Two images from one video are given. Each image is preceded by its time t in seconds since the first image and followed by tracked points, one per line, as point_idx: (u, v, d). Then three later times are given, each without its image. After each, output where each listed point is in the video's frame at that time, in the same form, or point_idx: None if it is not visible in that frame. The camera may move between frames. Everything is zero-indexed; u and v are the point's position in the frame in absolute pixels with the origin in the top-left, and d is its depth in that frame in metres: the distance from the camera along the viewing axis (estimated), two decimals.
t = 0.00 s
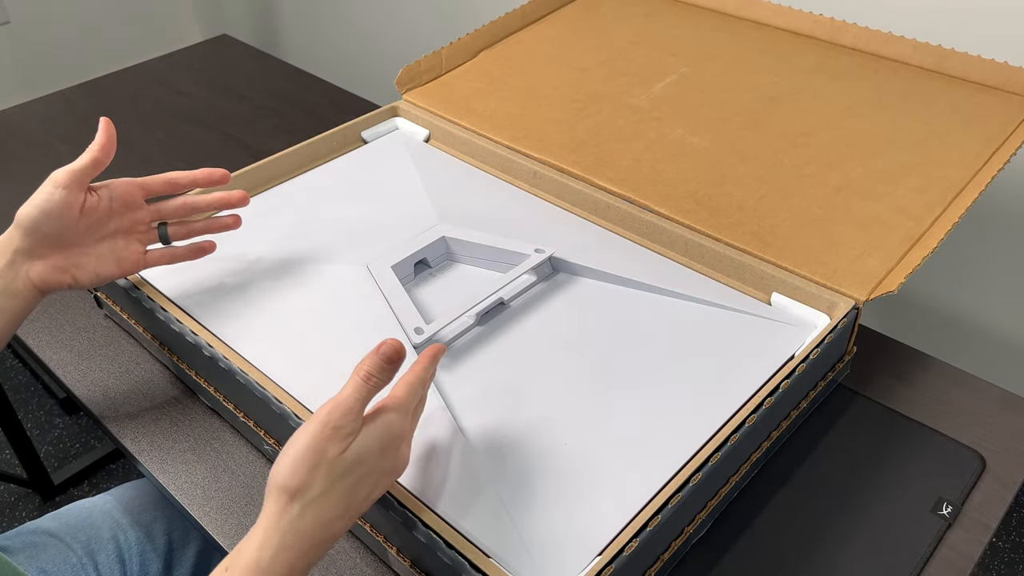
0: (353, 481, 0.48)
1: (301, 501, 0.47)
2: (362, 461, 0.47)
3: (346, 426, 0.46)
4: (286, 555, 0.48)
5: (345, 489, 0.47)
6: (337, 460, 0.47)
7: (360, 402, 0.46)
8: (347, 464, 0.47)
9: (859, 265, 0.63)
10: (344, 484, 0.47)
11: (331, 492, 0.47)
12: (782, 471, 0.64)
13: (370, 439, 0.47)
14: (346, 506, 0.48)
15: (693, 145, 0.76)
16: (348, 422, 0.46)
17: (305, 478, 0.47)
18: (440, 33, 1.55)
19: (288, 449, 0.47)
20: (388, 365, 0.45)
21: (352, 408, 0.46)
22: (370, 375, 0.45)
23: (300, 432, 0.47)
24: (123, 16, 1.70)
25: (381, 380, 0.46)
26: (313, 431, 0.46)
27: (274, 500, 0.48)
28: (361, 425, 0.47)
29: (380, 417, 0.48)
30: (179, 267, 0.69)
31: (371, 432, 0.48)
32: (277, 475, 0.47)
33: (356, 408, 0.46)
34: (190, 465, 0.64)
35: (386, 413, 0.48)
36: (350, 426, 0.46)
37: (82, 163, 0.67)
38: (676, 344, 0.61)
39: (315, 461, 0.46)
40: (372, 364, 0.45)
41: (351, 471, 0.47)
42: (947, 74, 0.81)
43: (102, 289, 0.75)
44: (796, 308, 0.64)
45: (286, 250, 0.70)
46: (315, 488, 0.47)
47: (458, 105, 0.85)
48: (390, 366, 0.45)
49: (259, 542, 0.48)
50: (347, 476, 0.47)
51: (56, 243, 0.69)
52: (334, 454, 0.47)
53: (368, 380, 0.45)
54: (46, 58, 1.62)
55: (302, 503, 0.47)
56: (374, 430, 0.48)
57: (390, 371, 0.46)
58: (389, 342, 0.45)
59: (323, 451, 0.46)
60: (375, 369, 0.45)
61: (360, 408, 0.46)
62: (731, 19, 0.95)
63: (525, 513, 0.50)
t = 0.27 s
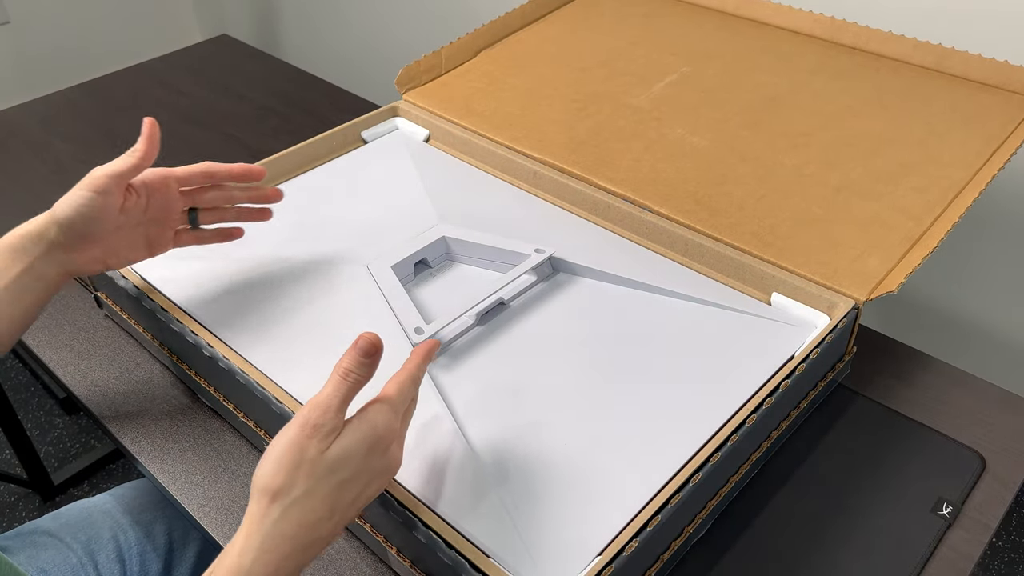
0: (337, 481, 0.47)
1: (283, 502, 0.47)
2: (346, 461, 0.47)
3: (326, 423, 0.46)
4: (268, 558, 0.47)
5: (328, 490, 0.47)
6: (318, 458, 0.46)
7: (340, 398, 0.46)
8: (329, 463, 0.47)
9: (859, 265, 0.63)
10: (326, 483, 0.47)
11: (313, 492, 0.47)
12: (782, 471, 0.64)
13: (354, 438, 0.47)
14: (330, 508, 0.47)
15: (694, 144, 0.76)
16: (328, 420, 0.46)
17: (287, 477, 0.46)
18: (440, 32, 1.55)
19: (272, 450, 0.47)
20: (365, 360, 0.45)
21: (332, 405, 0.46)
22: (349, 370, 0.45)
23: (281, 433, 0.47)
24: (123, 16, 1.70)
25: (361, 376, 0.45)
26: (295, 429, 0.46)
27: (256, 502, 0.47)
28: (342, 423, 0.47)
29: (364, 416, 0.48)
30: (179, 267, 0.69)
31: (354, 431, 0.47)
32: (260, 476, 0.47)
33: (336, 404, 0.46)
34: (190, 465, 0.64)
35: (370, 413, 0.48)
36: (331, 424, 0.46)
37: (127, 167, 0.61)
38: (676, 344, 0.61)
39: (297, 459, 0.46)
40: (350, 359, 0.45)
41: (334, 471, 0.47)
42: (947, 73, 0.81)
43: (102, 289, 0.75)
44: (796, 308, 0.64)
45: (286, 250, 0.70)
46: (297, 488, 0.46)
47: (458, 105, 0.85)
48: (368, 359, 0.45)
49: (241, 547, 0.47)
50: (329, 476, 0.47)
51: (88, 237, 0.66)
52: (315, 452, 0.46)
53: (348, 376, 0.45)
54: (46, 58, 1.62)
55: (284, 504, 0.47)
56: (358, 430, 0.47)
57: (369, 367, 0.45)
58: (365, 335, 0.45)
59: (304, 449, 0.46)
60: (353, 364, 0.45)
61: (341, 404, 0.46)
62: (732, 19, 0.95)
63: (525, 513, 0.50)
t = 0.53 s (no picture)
0: (323, 506, 0.47)
1: (266, 529, 0.46)
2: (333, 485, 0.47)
3: (313, 446, 0.47)
4: None
5: (314, 516, 0.47)
6: (304, 481, 0.47)
7: (326, 419, 0.46)
8: (315, 488, 0.47)
9: (859, 265, 0.63)
10: (312, 508, 0.47)
11: (298, 517, 0.46)
12: (782, 471, 0.64)
13: (342, 462, 0.47)
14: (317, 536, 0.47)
15: (694, 144, 0.76)
16: (314, 443, 0.46)
17: (272, 502, 0.46)
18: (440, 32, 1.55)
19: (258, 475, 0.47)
20: (349, 381, 0.45)
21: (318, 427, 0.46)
22: (335, 391, 0.45)
23: (267, 457, 0.48)
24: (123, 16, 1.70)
25: (347, 398, 0.46)
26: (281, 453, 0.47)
27: (241, 529, 0.47)
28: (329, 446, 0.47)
29: (353, 440, 0.48)
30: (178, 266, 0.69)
31: (342, 454, 0.47)
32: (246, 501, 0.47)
33: (322, 425, 0.46)
34: (190, 465, 0.64)
35: (359, 437, 0.48)
36: (317, 446, 0.47)
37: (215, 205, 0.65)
38: (675, 344, 0.61)
39: (282, 483, 0.46)
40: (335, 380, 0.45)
41: (321, 495, 0.47)
42: (947, 73, 0.81)
43: (102, 289, 0.74)
44: (796, 308, 0.64)
45: (287, 250, 0.70)
46: (282, 514, 0.46)
47: (458, 106, 0.85)
48: (353, 380, 0.45)
49: None
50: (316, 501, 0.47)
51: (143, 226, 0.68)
52: (300, 475, 0.47)
53: (333, 398, 0.45)
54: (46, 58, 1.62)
55: (269, 530, 0.46)
56: (347, 453, 0.47)
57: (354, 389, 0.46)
58: (351, 354, 0.44)
59: (289, 473, 0.46)
60: (338, 385, 0.45)
61: (328, 426, 0.47)
62: (731, 19, 0.95)
63: (524, 513, 0.50)
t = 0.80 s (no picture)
0: (307, 519, 0.47)
1: (249, 542, 0.46)
2: (318, 498, 0.47)
3: (297, 458, 0.46)
4: None
5: (298, 528, 0.47)
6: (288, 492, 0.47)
7: (311, 430, 0.46)
8: (300, 499, 0.47)
9: (859, 265, 0.63)
10: (296, 520, 0.47)
11: (282, 530, 0.46)
12: (782, 471, 0.64)
13: (327, 473, 0.47)
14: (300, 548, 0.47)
15: (694, 144, 0.76)
16: (298, 454, 0.46)
17: (254, 514, 0.46)
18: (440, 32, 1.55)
19: (242, 487, 0.47)
20: (333, 392, 0.45)
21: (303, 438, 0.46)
22: (320, 401, 0.45)
23: (252, 468, 0.48)
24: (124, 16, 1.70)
25: (332, 409, 0.46)
26: (265, 465, 0.47)
27: (223, 542, 0.47)
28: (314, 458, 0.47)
29: (339, 452, 0.48)
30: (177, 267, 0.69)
31: (327, 466, 0.47)
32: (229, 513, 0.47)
33: (307, 436, 0.46)
34: (190, 465, 0.64)
35: (345, 449, 0.48)
36: (302, 458, 0.47)
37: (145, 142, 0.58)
38: (675, 344, 0.61)
39: (266, 495, 0.46)
40: (320, 391, 0.45)
41: (306, 507, 0.47)
42: (947, 73, 0.81)
43: (102, 288, 0.74)
44: (796, 308, 0.64)
45: (287, 249, 0.70)
46: (265, 527, 0.46)
47: (458, 105, 0.85)
48: (338, 389, 0.45)
49: None
50: (300, 513, 0.47)
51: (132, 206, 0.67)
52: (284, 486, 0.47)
53: (319, 409, 0.45)
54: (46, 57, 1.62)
55: (252, 543, 0.46)
56: (332, 465, 0.47)
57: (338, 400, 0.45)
58: (336, 362, 0.44)
59: (272, 485, 0.46)
60: (323, 396, 0.45)
61: (313, 437, 0.47)
62: (731, 18, 0.95)
63: (524, 514, 0.50)
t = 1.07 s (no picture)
0: (300, 532, 0.46)
1: (243, 547, 0.46)
2: (314, 512, 0.46)
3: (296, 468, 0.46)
4: None
5: (293, 541, 0.46)
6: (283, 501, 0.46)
7: (310, 439, 0.46)
8: (294, 510, 0.46)
9: (859, 265, 0.63)
10: (289, 532, 0.46)
11: (275, 539, 0.46)
12: (782, 472, 0.64)
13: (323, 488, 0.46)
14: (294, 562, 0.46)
15: (693, 144, 0.76)
16: (296, 464, 0.46)
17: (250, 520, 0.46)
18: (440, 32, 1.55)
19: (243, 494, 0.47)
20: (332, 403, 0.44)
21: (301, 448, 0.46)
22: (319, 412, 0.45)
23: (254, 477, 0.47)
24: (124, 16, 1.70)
25: (331, 421, 0.45)
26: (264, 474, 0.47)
27: (220, 545, 0.47)
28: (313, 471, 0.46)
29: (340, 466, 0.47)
30: (177, 267, 0.69)
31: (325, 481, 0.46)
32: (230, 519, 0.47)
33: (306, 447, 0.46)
34: (191, 465, 0.64)
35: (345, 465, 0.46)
36: (299, 468, 0.46)
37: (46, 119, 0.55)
38: (675, 343, 0.61)
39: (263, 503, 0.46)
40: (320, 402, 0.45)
41: (301, 520, 0.46)
42: (947, 73, 0.81)
43: (102, 289, 0.74)
44: (796, 308, 0.64)
45: (287, 249, 0.71)
46: (259, 533, 0.46)
47: (458, 105, 0.85)
48: (343, 401, 0.44)
49: None
50: (295, 525, 0.46)
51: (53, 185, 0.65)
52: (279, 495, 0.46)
53: (318, 419, 0.45)
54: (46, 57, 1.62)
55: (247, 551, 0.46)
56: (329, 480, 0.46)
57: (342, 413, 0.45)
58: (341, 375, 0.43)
59: (269, 493, 0.46)
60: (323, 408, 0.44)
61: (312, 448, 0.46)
62: (732, 19, 0.95)
63: (525, 515, 0.50)
